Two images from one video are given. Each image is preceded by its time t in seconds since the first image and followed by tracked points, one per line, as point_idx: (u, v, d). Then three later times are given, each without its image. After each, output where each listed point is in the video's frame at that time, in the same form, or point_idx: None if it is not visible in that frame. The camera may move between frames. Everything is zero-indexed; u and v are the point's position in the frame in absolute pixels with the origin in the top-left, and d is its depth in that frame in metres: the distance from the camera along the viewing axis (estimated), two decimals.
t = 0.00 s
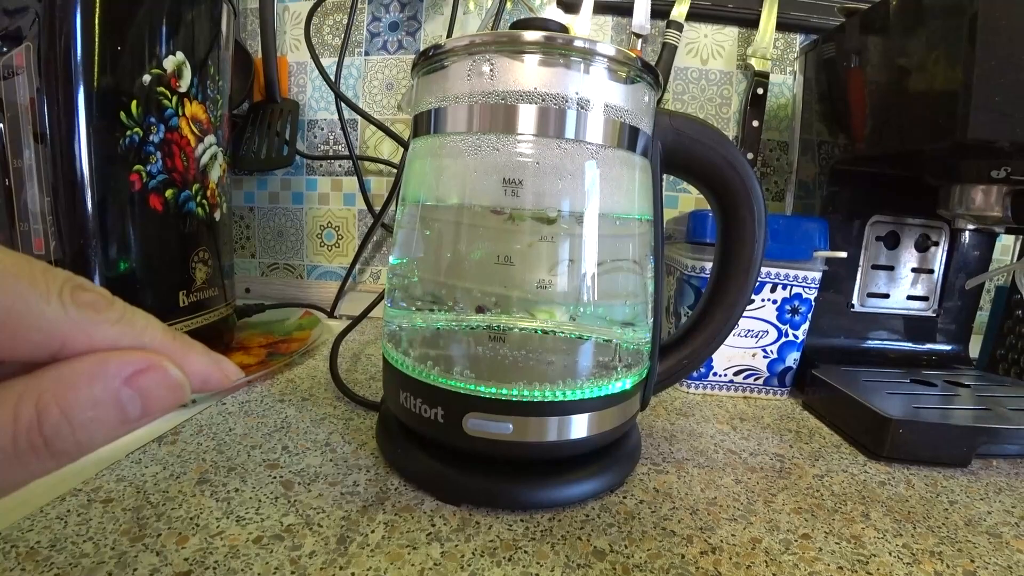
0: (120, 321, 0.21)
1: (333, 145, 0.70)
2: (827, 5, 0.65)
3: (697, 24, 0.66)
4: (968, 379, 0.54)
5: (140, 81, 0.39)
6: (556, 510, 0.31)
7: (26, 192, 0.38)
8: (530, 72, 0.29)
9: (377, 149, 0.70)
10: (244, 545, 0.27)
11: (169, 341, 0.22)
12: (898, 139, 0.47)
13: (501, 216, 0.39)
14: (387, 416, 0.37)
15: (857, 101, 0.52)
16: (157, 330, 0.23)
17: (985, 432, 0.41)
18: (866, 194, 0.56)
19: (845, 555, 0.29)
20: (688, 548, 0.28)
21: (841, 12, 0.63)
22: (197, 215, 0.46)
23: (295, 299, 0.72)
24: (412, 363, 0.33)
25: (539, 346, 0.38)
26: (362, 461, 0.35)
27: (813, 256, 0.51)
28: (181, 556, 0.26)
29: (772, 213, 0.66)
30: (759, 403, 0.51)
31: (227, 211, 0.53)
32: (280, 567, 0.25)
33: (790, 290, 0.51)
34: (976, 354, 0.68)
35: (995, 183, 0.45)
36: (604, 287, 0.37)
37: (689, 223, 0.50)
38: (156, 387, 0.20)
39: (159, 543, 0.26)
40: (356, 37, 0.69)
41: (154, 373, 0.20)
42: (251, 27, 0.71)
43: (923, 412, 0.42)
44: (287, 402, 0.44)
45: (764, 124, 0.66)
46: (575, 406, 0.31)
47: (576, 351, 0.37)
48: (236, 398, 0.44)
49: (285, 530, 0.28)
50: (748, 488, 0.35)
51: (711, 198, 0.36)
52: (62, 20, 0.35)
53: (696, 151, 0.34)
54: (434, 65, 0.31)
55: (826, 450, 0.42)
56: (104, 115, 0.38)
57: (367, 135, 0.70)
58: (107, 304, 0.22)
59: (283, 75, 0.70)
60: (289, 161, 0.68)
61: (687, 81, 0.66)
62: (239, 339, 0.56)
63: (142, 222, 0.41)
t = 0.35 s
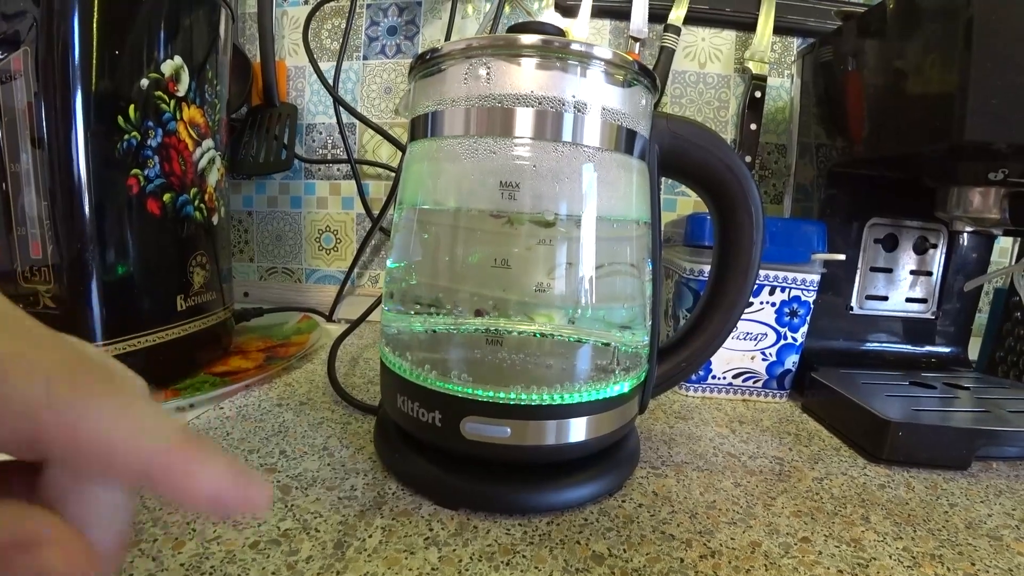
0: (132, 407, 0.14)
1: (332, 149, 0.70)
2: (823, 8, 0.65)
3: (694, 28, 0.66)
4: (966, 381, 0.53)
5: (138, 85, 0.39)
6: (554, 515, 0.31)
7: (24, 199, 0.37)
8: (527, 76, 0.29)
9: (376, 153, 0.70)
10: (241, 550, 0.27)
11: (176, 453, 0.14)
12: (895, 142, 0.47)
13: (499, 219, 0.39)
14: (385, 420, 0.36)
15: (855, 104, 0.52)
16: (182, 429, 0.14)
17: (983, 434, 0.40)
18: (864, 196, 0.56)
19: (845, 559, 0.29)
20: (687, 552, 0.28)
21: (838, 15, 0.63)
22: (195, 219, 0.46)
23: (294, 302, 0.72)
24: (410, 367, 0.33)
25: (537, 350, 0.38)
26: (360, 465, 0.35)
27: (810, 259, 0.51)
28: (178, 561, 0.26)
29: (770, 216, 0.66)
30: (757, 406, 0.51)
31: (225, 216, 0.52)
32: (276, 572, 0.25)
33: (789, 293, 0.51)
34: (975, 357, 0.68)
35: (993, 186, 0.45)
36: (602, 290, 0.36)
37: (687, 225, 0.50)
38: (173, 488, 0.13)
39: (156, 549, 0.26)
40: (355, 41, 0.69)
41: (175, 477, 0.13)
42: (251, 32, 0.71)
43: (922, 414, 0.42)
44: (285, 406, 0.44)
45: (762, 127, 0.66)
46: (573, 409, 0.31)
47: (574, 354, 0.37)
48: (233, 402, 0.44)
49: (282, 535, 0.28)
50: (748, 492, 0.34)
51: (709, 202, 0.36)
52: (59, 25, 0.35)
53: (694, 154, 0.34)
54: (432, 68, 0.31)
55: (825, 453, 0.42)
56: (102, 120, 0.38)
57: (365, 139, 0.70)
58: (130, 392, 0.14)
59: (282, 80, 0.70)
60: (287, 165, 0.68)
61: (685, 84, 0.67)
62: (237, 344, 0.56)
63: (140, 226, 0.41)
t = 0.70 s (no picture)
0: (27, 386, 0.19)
1: (332, 148, 0.70)
2: (824, 11, 0.65)
3: (695, 30, 0.66)
4: (965, 384, 0.53)
5: (138, 83, 0.39)
6: (553, 516, 0.31)
7: (24, 196, 0.38)
8: (529, 76, 0.29)
9: (376, 153, 0.70)
10: (239, 550, 0.26)
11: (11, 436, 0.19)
12: (895, 145, 0.47)
13: (499, 219, 0.39)
14: (384, 420, 0.36)
15: (855, 107, 0.52)
16: None
17: (982, 438, 0.40)
18: (864, 199, 0.56)
19: (844, 561, 0.29)
20: (686, 554, 0.28)
21: (839, 18, 0.63)
22: (194, 218, 0.46)
23: (293, 302, 0.72)
24: (409, 367, 0.33)
25: (536, 351, 0.38)
26: (358, 465, 0.35)
27: (810, 261, 0.51)
28: (174, 561, 0.25)
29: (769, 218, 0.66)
30: (757, 409, 0.51)
31: (224, 214, 0.52)
32: (274, 572, 0.25)
33: (789, 295, 0.51)
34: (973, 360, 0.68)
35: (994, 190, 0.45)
36: (603, 291, 0.36)
37: (687, 227, 0.50)
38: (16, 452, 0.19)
39: (152, 548, 0.26)
40: (356, 41, 0.69)
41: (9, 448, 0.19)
42: (251, 31, 0.71)
43: (921, 418, 0.42)
44: (283, 405, 0.44)
45: (762, 129, 0.66)
46: (573, 410, 0.30)
47: (574, 354, 0.37)
48: (231, 401, 0.44)
49: (280, 535, 0.28)
50: (746, 494, 0.34)
51: (709, 203, 0.36)
52: (60, 24, 0.35)
53: (694, 155, 0.34)
54: (433, 68, 0.31)
55: (824, 456, 0.42)
56: (102, 118, 0.37)
57: (365, 139, 0.70)
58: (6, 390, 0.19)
59: (283, 79, 0.70)
60: (287, 164, 0.68)
61: (686, 86, 0.67)
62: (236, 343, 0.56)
63: (139, 224, 0.41)
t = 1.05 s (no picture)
0: None
1: (333, 147, 0.70)
2: (827, 12, 0.65)
3: (697, 29, 0.66)
4: (967, 385, 0.53)
5: (138, 80, 0.39)
6: (554, 515, 0.31)
7: (23, 193, 0.37)
8: (531, 74, 0.29)
9: (377, 151, 0.70)
10: (238, 549, 0.26)
11: None
12: (898, 146, 0.47)
13: (500, 219, 0.40)
14: (384, 419, 0.36)
15: (857, 108, 0.52)
16: None
17: (983, 439, 0.40)
18: (866, 200, 0.56)
19: (847, 563, 0.28)
20: (688, 555, 0.28)
21: (841, 19, 0.63)
22: (195, 215, 0.46)
23: (293, 300, 0.72)
24: (410, 366, 0.33)
25: (537, 349, 0.38)
26: (358, 464, 0.35)
27: (812, 262, 0.50)
28: (173, 559, 0.25)
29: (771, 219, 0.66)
30: (758, 409, 0.51)
31: (225, 212, 0.52)
32: (273, 571, 0.25)
33: (790, 296, 0.51)
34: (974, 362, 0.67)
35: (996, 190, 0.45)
36: (604, 290, 0.37)
37: (689, 227, 0.50)
38: None
39: (151, 546, 0.26)
40: (358, 39, 0.69)
41: None
42: (253, 28, 0.70)
43: (923, 419, 0.42)
44: (283, 404, 0.43)
45: (764, 129, 0.66)
46: (574, 410, 0.30)
47: (575, 354, 0.37)
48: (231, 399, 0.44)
49: (280, 533, 0.28)
50: (748, 494, 0.34)
51: (712, 203, 0.36)
52: (61, 21, 0.35)
53: (697, 154, 0.34)
54: (435, 66, 0.31)
55: (826, 456, 0.42)
56: (103, 115, 0.37)
57: (366, 138, 0.70)
58: None
59: (284, 77, 0.69)
60: (288, 163, 0.68)
61: (688, 86, 0.67)
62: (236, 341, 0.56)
63: (139, 221, 0.41)
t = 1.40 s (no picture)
0: None
1: (335, 142, 0.70)
2: (832, 11, 0.65)
3: (701, 27, 0.66)
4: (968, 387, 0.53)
5: (141, 73, 0.39)
6: (555, 512, 0.31)
7: (24, 185, 0.38)
8: (536, 69, 0.28)
9: (379, 147, 0.69)
10: (238, 543, 0.26)
11: None
12: (901, 146, 0.47)
13: (502, 216, 0.40)
14: (385, 414, 0.36)
15: (861, 107, 0.52)
16: None
17: (984, 439, 0.40)
18: (869, 200, 0.56)
19: (847, 562, 0.28)
20: (688, 552, 0.28)
21: (846, 18, 0.63)
22: (197, 209, 0.46)
23: (293, 296, 0.72)
24: (413, 361, 0.33)
25: (540, 347, 0.38)
26: (359, 459, 0.35)
27: (814, 261, 0.50)
28: (173, 553, 0.25)
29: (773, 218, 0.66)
30: (759, 408, 0.51)
31: (227, 207, 0.52)
32: (273, 566, 0.25)
33: (792, 295, 0.51)
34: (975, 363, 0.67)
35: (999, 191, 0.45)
36: (607, 288, 0.37)
37: (691, 225, 0.50)
38: None
39: (151, 540, 0.26)
40: (360, 34, 0.68)
41: None
42: (255, 23, 0.70)
43: (923, 419, 0.42)
44: (283, 398, 0.43)
45: (767, 129, 0.66)
46: (575, 406, 0.30)
47: (577, 351, 0.37)
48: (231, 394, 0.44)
49: (280, 528, 0.28)
50: (749, 493, 0.34)
51: (716, 201, 0.36)
52: (63, 15, 0.34)
53: (702, 152, 0.33)
54: (439, 60, 0.31)
55: (826, 456, 0.42)
56: (105, 109, 0.37)
57: (369, 133, 0.70)
58: None
59: (287, 71, 0.69)
60: (290, 157, 0.68)
61: (691, 84, 0.66)
62: (238, 335, 0.56)
63: (141, 215, 0.41)
